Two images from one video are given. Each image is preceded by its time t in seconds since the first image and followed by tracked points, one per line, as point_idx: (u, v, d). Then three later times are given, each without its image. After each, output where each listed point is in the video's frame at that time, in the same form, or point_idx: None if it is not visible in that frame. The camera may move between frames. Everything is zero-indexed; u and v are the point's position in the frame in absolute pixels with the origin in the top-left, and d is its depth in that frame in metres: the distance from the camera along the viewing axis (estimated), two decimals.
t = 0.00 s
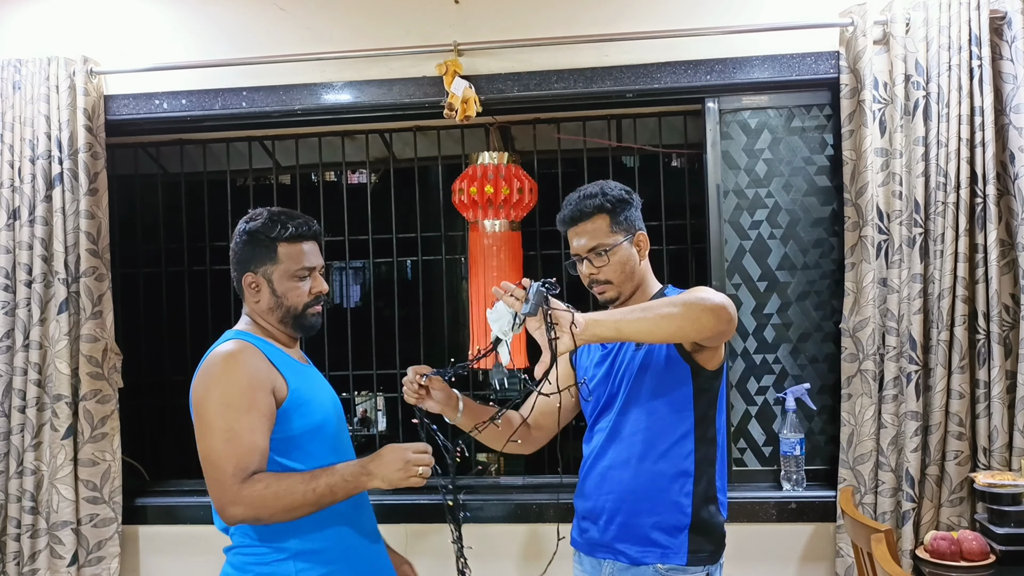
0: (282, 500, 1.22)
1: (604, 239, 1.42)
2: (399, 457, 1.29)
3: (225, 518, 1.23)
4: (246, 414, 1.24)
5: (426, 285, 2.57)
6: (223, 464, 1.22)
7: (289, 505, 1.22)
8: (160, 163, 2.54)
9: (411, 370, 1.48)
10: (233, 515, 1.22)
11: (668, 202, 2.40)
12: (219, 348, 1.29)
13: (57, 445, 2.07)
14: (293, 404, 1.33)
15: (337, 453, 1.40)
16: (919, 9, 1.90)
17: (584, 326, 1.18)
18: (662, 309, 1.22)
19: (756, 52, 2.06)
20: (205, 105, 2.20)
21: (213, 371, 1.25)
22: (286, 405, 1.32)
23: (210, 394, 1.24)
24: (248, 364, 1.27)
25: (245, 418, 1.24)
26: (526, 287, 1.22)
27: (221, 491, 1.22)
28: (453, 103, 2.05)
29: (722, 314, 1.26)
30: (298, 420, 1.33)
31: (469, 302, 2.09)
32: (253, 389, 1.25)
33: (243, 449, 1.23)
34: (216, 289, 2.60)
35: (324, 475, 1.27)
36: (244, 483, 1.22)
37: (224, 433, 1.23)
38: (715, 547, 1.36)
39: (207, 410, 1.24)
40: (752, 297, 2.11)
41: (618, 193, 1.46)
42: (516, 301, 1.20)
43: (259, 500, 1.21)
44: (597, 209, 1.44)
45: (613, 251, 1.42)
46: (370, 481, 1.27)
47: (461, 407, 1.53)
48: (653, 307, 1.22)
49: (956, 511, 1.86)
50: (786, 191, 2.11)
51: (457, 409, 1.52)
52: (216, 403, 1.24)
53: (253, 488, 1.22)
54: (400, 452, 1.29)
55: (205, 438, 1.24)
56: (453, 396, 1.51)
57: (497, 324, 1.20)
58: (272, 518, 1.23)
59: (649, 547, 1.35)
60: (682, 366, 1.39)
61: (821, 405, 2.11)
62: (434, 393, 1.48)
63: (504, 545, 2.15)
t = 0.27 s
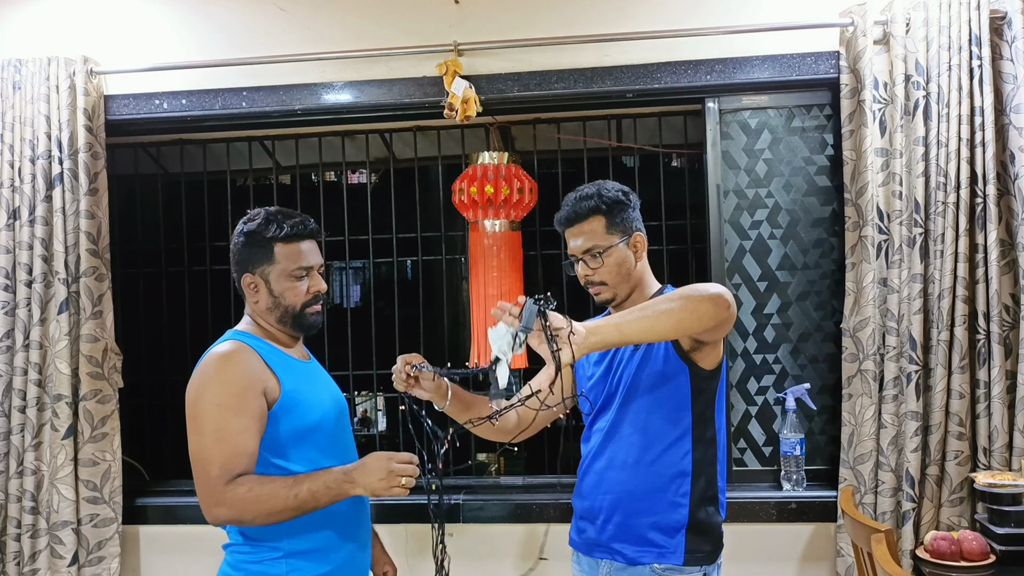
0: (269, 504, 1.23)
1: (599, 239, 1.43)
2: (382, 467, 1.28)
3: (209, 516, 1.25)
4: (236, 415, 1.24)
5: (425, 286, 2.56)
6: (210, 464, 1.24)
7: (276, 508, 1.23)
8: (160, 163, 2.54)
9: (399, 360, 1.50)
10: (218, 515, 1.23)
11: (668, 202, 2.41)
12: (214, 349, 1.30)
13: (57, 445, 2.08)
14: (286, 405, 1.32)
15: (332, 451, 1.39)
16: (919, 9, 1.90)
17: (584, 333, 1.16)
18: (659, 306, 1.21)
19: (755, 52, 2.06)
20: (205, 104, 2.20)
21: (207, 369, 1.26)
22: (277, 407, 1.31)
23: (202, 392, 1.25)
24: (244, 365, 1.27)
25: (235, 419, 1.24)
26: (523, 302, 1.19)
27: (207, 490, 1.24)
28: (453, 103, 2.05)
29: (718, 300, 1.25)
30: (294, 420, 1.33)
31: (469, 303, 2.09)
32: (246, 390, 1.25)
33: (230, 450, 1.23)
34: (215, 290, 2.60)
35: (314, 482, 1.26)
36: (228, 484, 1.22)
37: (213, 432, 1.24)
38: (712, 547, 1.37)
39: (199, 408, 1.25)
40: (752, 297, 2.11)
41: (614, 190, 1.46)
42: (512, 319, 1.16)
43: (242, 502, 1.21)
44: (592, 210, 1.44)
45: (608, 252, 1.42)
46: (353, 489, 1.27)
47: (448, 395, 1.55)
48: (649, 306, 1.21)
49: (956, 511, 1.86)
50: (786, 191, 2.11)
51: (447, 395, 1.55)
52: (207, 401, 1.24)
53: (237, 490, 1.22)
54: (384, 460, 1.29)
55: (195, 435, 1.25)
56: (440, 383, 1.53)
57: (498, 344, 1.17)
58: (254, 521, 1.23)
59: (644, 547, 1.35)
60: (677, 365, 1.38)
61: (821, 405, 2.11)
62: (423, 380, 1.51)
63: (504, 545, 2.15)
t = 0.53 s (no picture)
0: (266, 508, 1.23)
1: (596, 241, 1.43)
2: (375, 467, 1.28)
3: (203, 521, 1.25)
4: (229, 419, 1.24)
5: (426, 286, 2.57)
6: (203, 468, 1.23)
7: (271, 511, 1.23)
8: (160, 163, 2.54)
9: (401, 370, 1.47)
10: (213, 520, 1.23)
11: (668, 202, 2.41)
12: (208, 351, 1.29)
13: (57, 445, 2.08)
14: (282, 408, 1.32)
15: (330, 451, 1.39)
16: (919, 9, 1.90)
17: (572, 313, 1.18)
18: (653, 304, 1.21)
19: (755, 52, 2.06)
20: (205, 105, 2.20)
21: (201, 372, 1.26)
22: (272, 410, 1.31)
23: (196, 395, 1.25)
24: (238, 368, 1.27)
25: (229, 422, 1.24)
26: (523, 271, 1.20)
27: (201, 495, 1.23)
28: (453, 103, 2.05)
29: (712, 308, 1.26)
30: (290, 422, 1.33)
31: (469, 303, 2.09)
32: (239, 393, 1.25)
33: (223, 455, 1.23)
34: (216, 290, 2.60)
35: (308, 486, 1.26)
36: (221, 489, 1.22)
37: (206, 436, 1.23)
38: (711, 548, 1.37)
39: (192, 412, 1.25)
40: (752, 297, 2.11)
41: (619, 194, 1.46)
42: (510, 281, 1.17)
43: (236, 507, 1.21)
44: (589, 212, 1.44)
45: (604, 253, 1.43)
46: (347, 490, 1.27)
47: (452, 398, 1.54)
48: (643, 302, 1.22)
49: (956, 511, 1.86)
50: (786, 191, 2.11)
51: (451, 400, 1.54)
52: (200, 405, 1.24)
53: (231, 495, 1.22)
54: (377, 460, 1.28)
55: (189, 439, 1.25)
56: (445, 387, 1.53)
57: (488, 298, 1.19)
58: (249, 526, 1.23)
59: (642, 547, 1.35)
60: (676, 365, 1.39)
61: (821, 405, 2.11)
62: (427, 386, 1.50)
63: (503, 544, 2.16)
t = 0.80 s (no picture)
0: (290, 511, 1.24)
1: (594, 243, 1.43)
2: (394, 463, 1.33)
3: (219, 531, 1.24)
4: (227, 423, 1.23)
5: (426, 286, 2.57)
6: (212, 477, 1.22)
7: (274, 512, 1.23)
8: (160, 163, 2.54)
9: (397, 384, 1.48)
10: (229, 530, 1.22)
11: (668, 202, 2.41)
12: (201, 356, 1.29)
13: (57, 445, 2.08)
14: (280, 411, 1.32)
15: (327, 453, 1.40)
16: (919, 9, 1.90)
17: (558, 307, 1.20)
18: (641, 302, 1.22)
19: (755, 52, 2.06)
20: (205, 104, 2.20)
21: (193, 380, 1.25)
22: (271, 414, 1.31)
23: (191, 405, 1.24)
24: (229, 370, 1.26)
25: (227, 427, 1.23)
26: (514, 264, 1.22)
27: (212, 506, 1.22)
28: (453, 103, 2.05)
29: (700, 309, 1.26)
30: (289, 425, 1.33)
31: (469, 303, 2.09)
32: (231, 396, 1.24)
33: (227, 461, 1.22)
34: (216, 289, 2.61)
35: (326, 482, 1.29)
36: (236, 496, 1.22)
37: (207, 445, 1.23)
38: (710, 548, 1.36)
39: (189, 423, 1.24)
40: (752, 297, 2.11)
41: (620, 199, 1.46)
42: (499, 272, 1.19)
43: (255, 514, 1.21)
44: (587, 213, 1.44)
45: (602, 255, 1.43)
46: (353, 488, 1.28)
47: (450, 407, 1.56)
48: (632, 300, 1.22)
49: (956, 511, 1.86)
50: (786, 191, 2.11)
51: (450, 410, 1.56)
52: (195, 414, 1.23)
53: (247, 501, 1.22)
54: (395, 457, 1.34)
55: (190, 450, 1.24)
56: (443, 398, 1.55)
57: (477, 290, 1.20)
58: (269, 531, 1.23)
59: (643, 547, 1.35)
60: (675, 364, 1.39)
61: (821, 405, 2.11)
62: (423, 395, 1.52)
63: (503, 544, 2.16)
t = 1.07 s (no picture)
0: (327, 520, 1.23)
1: (591, 244, 1.43)
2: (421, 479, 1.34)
3: (255, 544, 1.18)
4: (232, 431, 1.18)
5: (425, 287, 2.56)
6: (237, 489, 1.16)
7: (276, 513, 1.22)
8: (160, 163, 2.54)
9: (400, 393, 1.50)
10: (261, 539, 1.17)
11: (668, 202, 2.41)
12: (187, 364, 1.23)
13: (57, 445, 2.08)
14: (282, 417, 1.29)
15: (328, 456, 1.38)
16: (919, 9, 1.90)
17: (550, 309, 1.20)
18: (634, 305, 1.21)
19: (755, 52, 2.06)
20: (205, 104, 2.20)
21: (184, 393, 1.19)
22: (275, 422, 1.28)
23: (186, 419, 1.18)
24: (221, 376, 1.21)
25: (233, 435, 1.18)
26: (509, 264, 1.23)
27: (241, 520, 1.16)
28: (453, 103, 2.05)
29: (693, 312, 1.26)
30: (291, 430, 1.30)
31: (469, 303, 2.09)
32: (229, 403, 1.19)
33: (245, 470, 1.17)
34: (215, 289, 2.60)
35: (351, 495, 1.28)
36: (271, 504, 1.18)
37: (217, 457, 1.17)
38: (711, 548, 1.36)
39: (190, 438, 1.18)
40: (751, 297, 2.11)
41: (618, 199, 1.46)
42: (496, 271, 1.20)
43: (286, 520, 1.19)
44: (583, 214, 1.44)
45: (598, 255, 1.43)
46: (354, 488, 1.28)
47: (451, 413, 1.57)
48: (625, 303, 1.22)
49: (956, 511, 1.86)
50: (786, 191, 2.11)
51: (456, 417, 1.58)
52: (194, 427, 1.17)
53: (286, 507, 1.19)
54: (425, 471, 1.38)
55: (199, 468, 1.17)
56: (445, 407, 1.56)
57: (473, 288, 1.20)
58: (308, 536, 1.21)
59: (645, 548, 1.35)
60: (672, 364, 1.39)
61: (821, 405, 2.11)
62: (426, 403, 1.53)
63: (504, 544, 2.15)
